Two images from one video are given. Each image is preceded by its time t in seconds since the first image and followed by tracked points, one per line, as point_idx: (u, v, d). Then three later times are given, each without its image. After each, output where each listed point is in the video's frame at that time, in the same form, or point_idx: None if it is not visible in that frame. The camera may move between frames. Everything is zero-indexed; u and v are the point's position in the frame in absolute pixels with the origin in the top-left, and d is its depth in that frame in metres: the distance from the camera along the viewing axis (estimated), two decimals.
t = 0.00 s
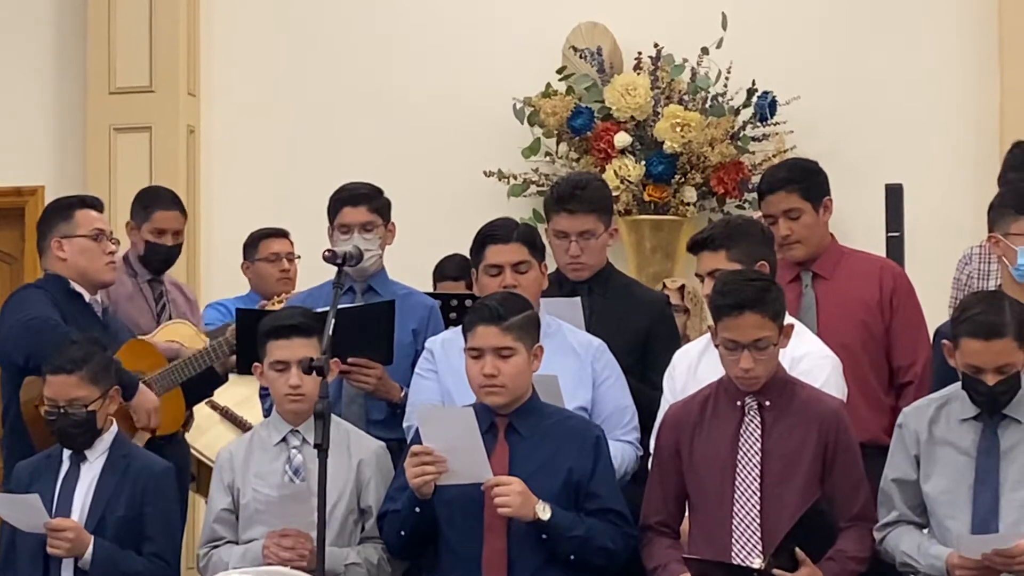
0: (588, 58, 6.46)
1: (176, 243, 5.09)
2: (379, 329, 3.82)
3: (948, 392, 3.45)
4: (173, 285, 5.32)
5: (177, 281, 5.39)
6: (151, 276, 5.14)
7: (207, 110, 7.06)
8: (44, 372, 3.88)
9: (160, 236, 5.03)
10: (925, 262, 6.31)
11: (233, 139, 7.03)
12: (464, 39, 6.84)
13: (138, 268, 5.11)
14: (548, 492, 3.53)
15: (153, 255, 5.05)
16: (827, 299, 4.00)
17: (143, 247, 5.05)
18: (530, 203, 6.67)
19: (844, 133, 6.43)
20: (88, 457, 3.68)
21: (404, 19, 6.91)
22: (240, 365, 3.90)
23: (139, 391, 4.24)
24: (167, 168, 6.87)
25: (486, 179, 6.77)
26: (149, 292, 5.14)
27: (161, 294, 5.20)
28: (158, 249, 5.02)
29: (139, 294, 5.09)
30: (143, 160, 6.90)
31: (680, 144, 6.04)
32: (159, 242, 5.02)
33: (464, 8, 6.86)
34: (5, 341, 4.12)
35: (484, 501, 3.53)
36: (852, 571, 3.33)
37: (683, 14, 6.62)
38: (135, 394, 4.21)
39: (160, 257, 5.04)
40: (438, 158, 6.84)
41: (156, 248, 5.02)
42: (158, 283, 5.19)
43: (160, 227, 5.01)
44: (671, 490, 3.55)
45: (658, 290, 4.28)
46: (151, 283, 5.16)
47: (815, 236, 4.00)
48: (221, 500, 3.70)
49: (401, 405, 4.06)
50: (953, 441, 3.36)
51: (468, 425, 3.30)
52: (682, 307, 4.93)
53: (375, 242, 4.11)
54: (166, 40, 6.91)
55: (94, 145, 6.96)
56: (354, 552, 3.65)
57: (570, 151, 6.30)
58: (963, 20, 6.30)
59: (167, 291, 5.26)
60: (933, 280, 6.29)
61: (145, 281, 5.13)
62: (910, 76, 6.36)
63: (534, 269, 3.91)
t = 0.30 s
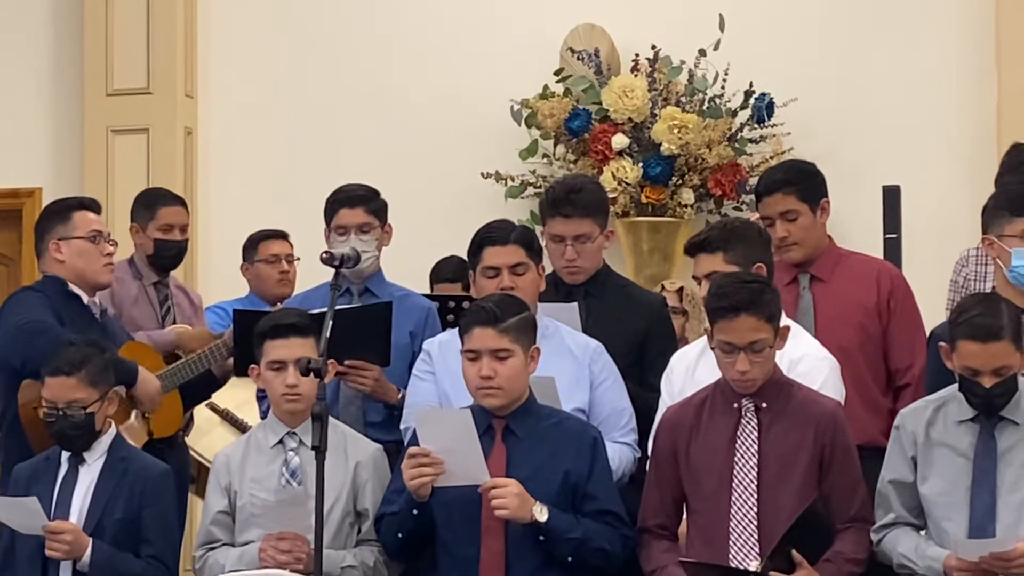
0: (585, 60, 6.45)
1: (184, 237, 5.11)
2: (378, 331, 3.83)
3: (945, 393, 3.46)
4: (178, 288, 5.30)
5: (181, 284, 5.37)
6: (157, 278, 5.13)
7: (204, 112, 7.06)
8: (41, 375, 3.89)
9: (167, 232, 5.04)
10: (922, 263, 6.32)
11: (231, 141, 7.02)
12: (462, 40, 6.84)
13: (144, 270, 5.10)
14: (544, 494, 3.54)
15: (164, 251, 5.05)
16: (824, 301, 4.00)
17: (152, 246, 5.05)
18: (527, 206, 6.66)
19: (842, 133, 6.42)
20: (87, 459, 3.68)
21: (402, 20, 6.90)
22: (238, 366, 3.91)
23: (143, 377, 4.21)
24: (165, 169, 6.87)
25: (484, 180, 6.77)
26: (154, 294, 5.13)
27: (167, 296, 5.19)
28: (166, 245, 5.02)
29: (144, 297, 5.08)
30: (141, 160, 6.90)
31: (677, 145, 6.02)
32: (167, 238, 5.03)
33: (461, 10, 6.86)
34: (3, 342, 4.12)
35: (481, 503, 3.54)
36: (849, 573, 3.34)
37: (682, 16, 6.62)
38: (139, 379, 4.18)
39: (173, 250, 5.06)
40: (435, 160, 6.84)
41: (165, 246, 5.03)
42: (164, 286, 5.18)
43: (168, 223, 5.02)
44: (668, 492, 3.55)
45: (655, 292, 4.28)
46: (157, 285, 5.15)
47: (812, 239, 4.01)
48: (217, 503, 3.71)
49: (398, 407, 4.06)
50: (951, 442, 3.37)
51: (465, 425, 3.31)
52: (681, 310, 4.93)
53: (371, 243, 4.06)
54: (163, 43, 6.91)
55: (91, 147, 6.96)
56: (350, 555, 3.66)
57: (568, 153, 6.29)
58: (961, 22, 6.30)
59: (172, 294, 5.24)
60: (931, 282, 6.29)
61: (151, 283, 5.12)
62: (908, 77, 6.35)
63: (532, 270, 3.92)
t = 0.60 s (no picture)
0: (581, 61, 6.43)
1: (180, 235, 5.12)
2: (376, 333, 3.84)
3: (940, 395, 3.46)
4: (179, 290, 5.29)
5: (181, 284, 5.36)
6: (157, 279, 5.13)
7: (200, 114, 7.06)
8: (39, 376, 3.89)
9: (164, 230, 5.06)
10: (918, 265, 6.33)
11: (228, 142, 7.03)
12: (458, 41, 6.84)
13: (144, 271, 5.10)
14: (540, 495, 3.56)
15: (164, 253, 5.07)
16: (820, 303, 4.00)
17: (150, 246, 5.06)
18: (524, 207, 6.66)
19: (839, 134, 6.42)
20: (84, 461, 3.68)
21: (399, 21, 6.90)
22: (234, 367, 3.91)
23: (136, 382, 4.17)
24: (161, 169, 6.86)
25: (481, 182, 6.76)
26: (155, 295, 5.12)
27: (167, 297, 5.17)
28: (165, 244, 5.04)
29: (144, 298, 5.08)
30: (137, 161, 6.89)
31: (673, 146, 6.00)
32: (165, 236, 5.05)
33: (458, 10, 6.86)
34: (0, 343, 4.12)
35: (477, 504, 3.55)
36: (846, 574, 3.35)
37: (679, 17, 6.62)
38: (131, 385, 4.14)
39: (173, 249, 5.08)
40: (432, 161, 6.84)
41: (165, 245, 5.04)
42: (165, 286, 5.17)
43: (164, 222, 5.04)
44: (664, 493, 3.56)
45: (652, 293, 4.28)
46: (157, 286, 5.14)
47: (809, 240, 4.00)
48: (212, 504, 3.71)
49: (394, 407, 4.06)
50: (946, 443, 3.38)
51: (463, 428, 3.32)
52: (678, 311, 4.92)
53: (367, 244, 4.07)
54: (160, 45, 6.90)
55: (88, 149, 6.96)
56: (344, 557, 3.70)
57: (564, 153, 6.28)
58: (957, 23, 6.30)
59: (173, 296, 5.23)
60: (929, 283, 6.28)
61: (151, 284, 5.12)
62: (905, 79, 6.35)
63: (527, 271, 3.92)
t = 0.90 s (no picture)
0: (577, 63, 6.45)
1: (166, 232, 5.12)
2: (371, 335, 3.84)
3: (934, 397, 3.49)
4: (168, 289, 5.32)
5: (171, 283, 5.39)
6: (146, 277, 5.14)
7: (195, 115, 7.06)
8: (32, 377, 3.88)
9: (149, 227, 5.05)
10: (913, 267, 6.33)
11: (223, 143, 7.03)
12: (453, 43, 6.83)
13: (132, 271, 5.11)
14: (535, 497, 3.57)
15: (150, 249, 5.06)
16: (814, 305, 4.00)
17: (137, 245, 5.06)
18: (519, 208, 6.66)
19: (834, 135, 6.42)
20: (78, 462, 3.68)
21: (394, 22, 6.90)
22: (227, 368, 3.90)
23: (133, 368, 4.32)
24: (156, 171, 6.81)
25: (476, 183, 6.76)
26: (145, 293, 5.14)
27: (157, 295, 5.19)
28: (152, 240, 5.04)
29: (135, 297, 5.09)
30: (133, 163, 6.84)
31: (668, 148, 5.99)
32: (150, 234, 5.05)
33: (453, 11, 6.85)
34: None
35: (472, 506, 3.57)
36: None
37: (673, 19, 6.61)
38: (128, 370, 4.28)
39: (159, 245, 5.07)
40: (427, 162, 6.83)
41: (151, 241, 5.04)
42: (154, 284, 5.19)
43: (150, 219, 5.03)
44: (659, 496, 3.58)
45: (645, 293, 4.29)
46: (147, 284, 5.15)
47: (803, 242, 4.00)
48: (206, 507, 3.73)
49: (388, 409, 4.05)
50: (939, 445, 3.41)
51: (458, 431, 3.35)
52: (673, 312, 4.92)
53: (361, 246, 4.09)
54: (155, 46, 6.86)
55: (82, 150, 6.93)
56: (340, 558, 3.71)
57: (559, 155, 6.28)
58: (951, 25, 6.31)
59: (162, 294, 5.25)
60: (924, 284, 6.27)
61: (140, 282, 5.13)
62: (900, 81, 6.36)
63: (522, 273, 3.91)
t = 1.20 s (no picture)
0: (569, 64, 6.41)
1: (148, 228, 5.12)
2: (363, 336, 3.85)
3: (924, 397, 3.51)
4: (154, 288, 5.35)
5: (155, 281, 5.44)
6: (130, 276, 5.15)
7: (188, 115, 7.05)
8: (22, 377, 3.88)
9: (131, 225, 5.05)
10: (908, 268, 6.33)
11: (216, 144, 7.02)
12: (445, 44, 6.83)
13: (116, 270, 5.11)
14: (526, 497, 3.57)
15: (133, 247, 5.06)
16: (806, 306, 4.00)
17: (119, 243, 5.04)
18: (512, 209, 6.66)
19: (828, 136, 6.41)
20: (68, 462, 3.67)
21: (386, 22, 6.90)
22: (218, 370, 3.91)
23: (117, 398, 4.19)
24: (148, 171, 6.81)
25: (468, 184, 6.75)
26: (129, 292, 5.14)
27: (141, 292, 5.22)
28: (134, 237, 5.04)
29: (119, 296, 5.09)
30: (124, 163, 6.84)
31: (660, 149, 5.98)
32: (132, 232, 5.04)
33: (445, 12, 6.85)
34: None
35: (463, 506, 3.57)
36: None
37: (665, 20, 6.61)
38: (113, 400, 4.16)
39: (142, 243, 5.06)
40: (420, 162, 6.83)
41: (133, 238, 5.03)
42: (137, 283, 5.20)
43: (132, 217, 5.02)
44: (650, 496, 3.59)
45: (636, 295, 4.29)
46: (130, 283, 5.16)
47: (794, 242, 4.00)
48: (198, 508, 3.73)
49: (380, 409, 4.06)
50: (930, 446, 3.43)
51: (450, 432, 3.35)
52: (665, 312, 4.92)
53: (353, 246, 4.10)
54: (148, 46, 6.86)
55: (75, 150, 6.89)
56: (332, 557, 3.72)
57: (551, 155, 6.29)
58: (943, 26, 6.31)
59: (146, 292, 5.28)
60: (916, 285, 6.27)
61: (123, 281, 5.13)
62: (892, 82, 6.36)
63: (514, 273, 3.92)
